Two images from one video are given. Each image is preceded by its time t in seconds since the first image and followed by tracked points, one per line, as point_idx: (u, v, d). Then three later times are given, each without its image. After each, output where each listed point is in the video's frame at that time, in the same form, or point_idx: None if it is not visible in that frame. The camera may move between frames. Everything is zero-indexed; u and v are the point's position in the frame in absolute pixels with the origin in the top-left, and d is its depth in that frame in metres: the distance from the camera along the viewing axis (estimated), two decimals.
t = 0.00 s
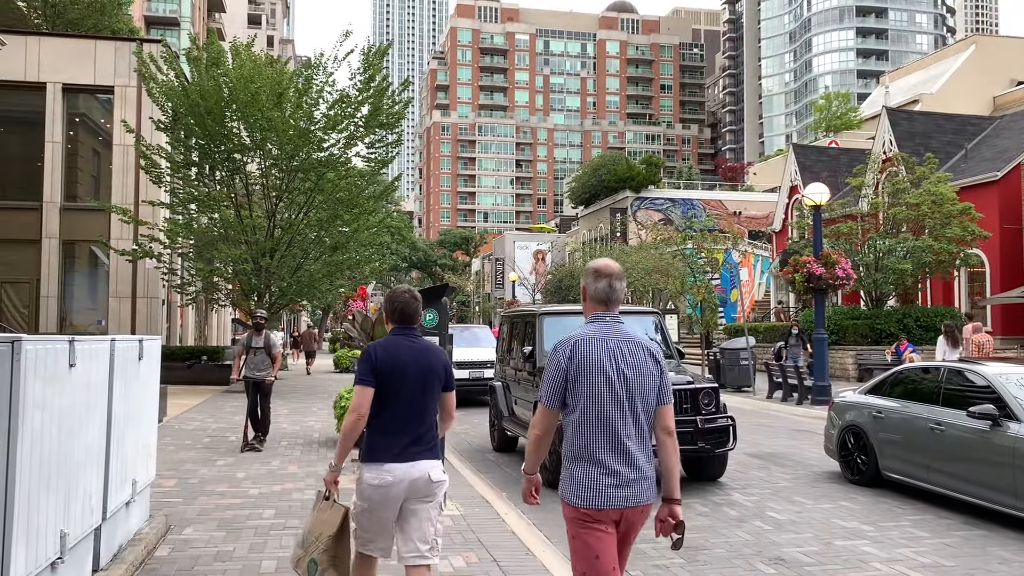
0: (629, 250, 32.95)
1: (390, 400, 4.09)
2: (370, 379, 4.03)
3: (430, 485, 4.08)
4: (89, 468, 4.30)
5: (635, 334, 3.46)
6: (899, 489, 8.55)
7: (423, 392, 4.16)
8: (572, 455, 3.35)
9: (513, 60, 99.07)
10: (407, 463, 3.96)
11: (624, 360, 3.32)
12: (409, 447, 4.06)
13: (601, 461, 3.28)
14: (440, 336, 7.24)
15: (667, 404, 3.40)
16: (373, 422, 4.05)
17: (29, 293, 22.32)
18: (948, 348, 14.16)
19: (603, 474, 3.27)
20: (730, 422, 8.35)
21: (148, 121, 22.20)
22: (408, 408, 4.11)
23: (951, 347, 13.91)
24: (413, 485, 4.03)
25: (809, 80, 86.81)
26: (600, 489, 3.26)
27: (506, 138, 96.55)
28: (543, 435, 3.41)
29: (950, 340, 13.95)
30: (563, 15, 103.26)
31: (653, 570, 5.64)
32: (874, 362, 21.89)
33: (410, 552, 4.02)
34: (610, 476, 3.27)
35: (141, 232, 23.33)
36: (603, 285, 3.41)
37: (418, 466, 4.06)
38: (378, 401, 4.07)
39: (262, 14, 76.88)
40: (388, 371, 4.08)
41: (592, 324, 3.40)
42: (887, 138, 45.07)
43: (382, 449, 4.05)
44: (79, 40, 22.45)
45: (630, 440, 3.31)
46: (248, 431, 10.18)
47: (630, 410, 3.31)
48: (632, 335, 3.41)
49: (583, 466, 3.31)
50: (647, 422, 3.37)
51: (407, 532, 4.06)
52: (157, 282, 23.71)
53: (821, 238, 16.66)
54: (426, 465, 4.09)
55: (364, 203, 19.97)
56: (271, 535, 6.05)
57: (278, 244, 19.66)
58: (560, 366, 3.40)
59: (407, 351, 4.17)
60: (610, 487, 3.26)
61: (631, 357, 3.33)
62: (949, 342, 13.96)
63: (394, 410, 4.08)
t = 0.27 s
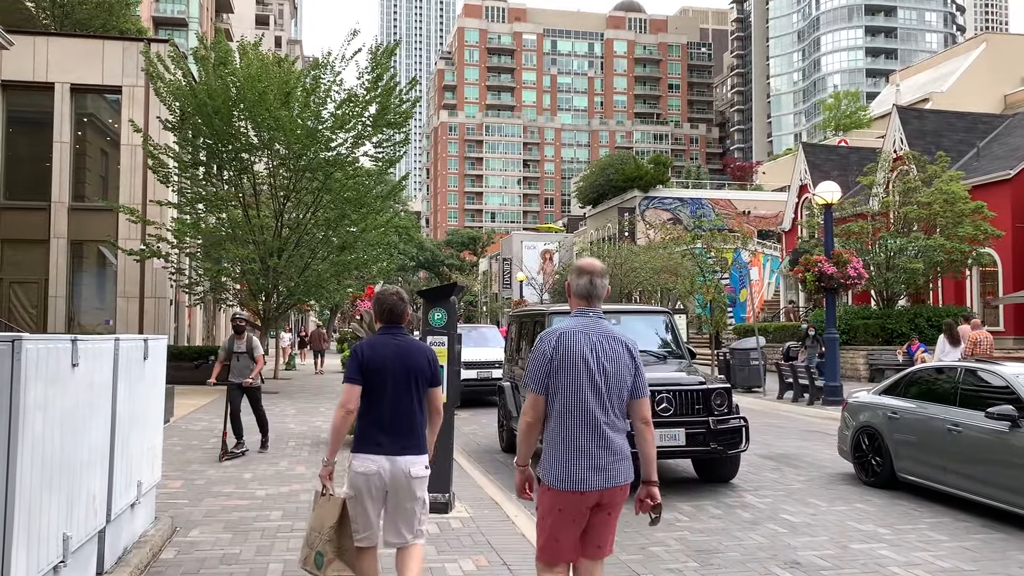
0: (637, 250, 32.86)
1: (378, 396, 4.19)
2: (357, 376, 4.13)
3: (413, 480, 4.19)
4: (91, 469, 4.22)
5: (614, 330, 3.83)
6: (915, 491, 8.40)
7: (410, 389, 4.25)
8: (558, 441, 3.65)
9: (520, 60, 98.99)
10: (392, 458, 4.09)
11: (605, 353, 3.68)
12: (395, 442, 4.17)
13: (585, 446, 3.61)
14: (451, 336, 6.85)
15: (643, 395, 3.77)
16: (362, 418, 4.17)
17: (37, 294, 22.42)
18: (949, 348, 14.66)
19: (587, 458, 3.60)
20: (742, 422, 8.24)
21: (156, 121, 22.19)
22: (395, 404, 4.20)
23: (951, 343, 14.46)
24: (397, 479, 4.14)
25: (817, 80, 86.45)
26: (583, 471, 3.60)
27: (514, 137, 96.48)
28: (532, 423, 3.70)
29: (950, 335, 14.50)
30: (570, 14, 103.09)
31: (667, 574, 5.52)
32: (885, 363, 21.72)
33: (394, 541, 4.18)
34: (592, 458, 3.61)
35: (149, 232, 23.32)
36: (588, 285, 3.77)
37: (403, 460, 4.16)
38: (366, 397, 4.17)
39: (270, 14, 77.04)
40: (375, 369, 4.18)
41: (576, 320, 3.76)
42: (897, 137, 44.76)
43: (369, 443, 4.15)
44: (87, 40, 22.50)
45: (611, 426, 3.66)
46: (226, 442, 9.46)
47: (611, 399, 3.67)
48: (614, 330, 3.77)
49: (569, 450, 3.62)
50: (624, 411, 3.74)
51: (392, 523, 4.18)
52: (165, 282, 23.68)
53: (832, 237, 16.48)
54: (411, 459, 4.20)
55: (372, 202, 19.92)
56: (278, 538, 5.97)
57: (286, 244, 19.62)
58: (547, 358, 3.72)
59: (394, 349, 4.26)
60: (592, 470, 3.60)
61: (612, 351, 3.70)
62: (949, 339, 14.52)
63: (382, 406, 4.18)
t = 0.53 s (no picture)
0: (647, 250, 32.72)
1: (382, 389, 4.50)
2: (361, 371, 4.48)
3: (418, 466, 4.47)
4: (98, 469, 4.16)
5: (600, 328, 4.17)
6: (933, 492, 8.27)
7: (413, 381, 4.54)
8: (551, 430, 3.95)
9: (529, 60, 98.88)
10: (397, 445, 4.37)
11: (593, 349, 4.00)
12: (400, 432, 4.45)
13: (576, 434, 3.92)
14: (462, 335, 6.71)
15: (627, 389, 4.11)
16: (367, 410, 4.48)
17: (48, 293, 22.49)
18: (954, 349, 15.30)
19: (580, 445, 3.90)
20: (757, 423, 8.13)
21: (166, 120, 22.23)
22: (398, 396, 4.49)
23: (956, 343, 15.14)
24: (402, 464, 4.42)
25: (828, 79, 85.99)
26: (575, 458, 3.90)
27: (523, 137, 96.33)
28: (530, 415, 3.92)
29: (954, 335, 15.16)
30: (579, 14, 102.90)
31: None
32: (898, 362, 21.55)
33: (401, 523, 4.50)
34: (585, 448, 3.91)
35: (159, 232, 23.35)
36: (577, 286, 4.10)
37: (407, 448, 4.45)
38: (371, 391, 4.49)
39: (279, 14, 77.21)
40: (378, 364, 4.51)
41: (565, 319, 4.07)
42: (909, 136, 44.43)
43: (375, 433, 4.46)
44: (97, 40, 22.57)
45: (600, 416, 3.98)
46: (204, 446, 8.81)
47: (600, 393, 3.99)
48: (601, 329, 4.11)
49: (562, 439, 3.92)
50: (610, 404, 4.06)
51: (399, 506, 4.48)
52: (174, 281, 23.70)
53: (845, 235, 16.30)
54: (415, 446, 4.47)
55: (381, 201, 19.88)
56: (288, 539, 5.90)
57: (295, 243, 19.61)
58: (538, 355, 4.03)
59: (396, 345, 4.58)
60: (584, 456, 3.90)
61: (599, 348, 4.03)
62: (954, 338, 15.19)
63: (386, 398, 4.48)
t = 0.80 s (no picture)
0: (656, 249, 32.58)
1: (397, 381, 4.69)
2: (378, 364, 4.67)
3: (430, 453, 4.69)
4: (103, 470, 4.07)
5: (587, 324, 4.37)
6: (952, 494, 8.11)
7: (425, 375, 4.77)
8: (540, 420, 4.15)
9: (537, 60, 98.75)
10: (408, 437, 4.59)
11: (581, 343, 4.20)
12: (413, 423, 4.67)
13: (563, 423, 4.13)
14: (473, 334, 6.61)
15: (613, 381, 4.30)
16: (383, 402, 4.67)
17: (56, 292, 22.51)
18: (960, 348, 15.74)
19: (566, 433, 4.11)
20: (772, 423, 8.01)
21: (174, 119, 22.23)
22: (412, 387, 4.72)
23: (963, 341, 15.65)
24: (416, 454, 4.64)
25: (837, 77, 85.55)
26: (561, 444, 4.11)
27: (530, 137, 96.16)
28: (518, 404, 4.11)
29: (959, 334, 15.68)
30: (586, 13, 102.70)
31: None
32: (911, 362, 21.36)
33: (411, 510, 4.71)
34: (569, 435, 4.12)
35: (168, 231, 23.36)
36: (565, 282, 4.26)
37: (421, 438, 4.66)
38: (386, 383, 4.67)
39: (287, 15, 77.40)
40: (394, 358, 4.69)
41: (553, 314, 4.27)
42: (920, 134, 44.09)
43: (390, 423, 4.65)
44: (106, 40, 22.61)
45: (585, 406, 4.18)
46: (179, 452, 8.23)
47: (585, 383, 4.18)
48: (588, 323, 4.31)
49: (549, 427, 4.13)
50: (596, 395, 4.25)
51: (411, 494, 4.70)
52: (183, 281, 23.69)
53: (858, 233, 16.10)
54: (428, 436, 4.70)
55: (390, 200, 19.79)
56: (297, 541, 5.80)
57: (303, 242, 19.55)
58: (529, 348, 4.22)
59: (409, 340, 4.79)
60: (570, 444, 4.11)
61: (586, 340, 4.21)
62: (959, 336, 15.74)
63: (400, 390, 4.69)
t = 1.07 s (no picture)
0: (663, 249, 32.41)
1: (400, 385, 4.83)
2: (382, 369, 4.80)
3: (431, 454, 4.81)
4: (105, 476, 3.96)
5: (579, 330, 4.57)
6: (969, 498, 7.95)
7: (427, 379, 4.91)
8: (523, 420, 4.42)
9: (542, 59, 98.60)
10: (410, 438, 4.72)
11: (563, 347, 4.42)
12: (416, 425, 4.80)
13: (545, 422, 4.36)
14: (482, 334, 6.42)
15: (602, 381, 4.42)
16: (387, 405, 4.80)
17: (61, 293, 22.48)
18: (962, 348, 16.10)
19: (546, 432, 4.34)
20: (785, 426, 7.89)
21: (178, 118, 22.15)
22: (414, 390, 4.86)
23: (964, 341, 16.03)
24: (419, 455, 4.77)
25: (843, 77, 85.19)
26: (542, 443, 4.34)
27: (535, 137, 95.98)
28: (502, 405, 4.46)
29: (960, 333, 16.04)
30: (592, 13, 102.44)
31: None
32: (921, 364, 21.19)
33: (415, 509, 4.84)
34: (550, 432, 4.34)
35: (173, 231, 23.29)
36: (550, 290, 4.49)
37: (423, 440, 4.79)
38: (390, 387, 4.81)
39: (292, 15, 77.42)
40: (398, 363, 4.83)
41: (542, 322, 4.54)
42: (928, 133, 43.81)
43: (394, 425, 4.78)
44: (111, 39, 22.55)
45: (568, 407, 4.38)
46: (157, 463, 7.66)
47: (569, 384, 4.40)
48: (576, 329, 4.50)
49: (532, 425, 4.38)
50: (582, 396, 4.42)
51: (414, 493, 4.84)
52: (187, 281, 23.60)
53: (869, 233, 15.89)
54: (430, 438, 4.83)
55: (396, 200, 19.68)
56: (303, 547, 5.69)
57: (309, 242, 19.46)
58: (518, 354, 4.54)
59: (412, 345, 4.94)
60: (551, 441, 4.33)
61: (569, 344, 4.43)
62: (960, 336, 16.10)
63: (403, 394, 4.83)
